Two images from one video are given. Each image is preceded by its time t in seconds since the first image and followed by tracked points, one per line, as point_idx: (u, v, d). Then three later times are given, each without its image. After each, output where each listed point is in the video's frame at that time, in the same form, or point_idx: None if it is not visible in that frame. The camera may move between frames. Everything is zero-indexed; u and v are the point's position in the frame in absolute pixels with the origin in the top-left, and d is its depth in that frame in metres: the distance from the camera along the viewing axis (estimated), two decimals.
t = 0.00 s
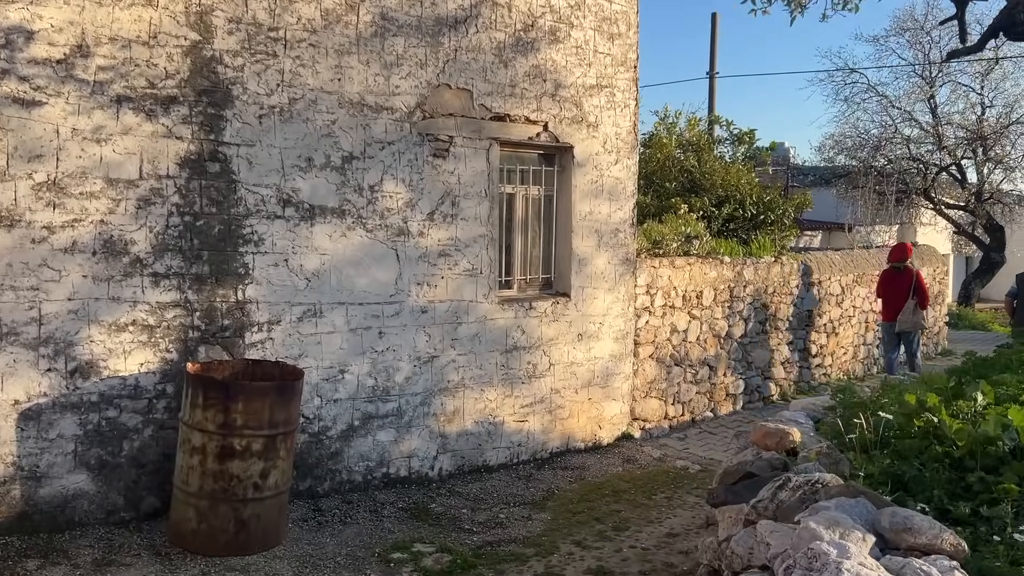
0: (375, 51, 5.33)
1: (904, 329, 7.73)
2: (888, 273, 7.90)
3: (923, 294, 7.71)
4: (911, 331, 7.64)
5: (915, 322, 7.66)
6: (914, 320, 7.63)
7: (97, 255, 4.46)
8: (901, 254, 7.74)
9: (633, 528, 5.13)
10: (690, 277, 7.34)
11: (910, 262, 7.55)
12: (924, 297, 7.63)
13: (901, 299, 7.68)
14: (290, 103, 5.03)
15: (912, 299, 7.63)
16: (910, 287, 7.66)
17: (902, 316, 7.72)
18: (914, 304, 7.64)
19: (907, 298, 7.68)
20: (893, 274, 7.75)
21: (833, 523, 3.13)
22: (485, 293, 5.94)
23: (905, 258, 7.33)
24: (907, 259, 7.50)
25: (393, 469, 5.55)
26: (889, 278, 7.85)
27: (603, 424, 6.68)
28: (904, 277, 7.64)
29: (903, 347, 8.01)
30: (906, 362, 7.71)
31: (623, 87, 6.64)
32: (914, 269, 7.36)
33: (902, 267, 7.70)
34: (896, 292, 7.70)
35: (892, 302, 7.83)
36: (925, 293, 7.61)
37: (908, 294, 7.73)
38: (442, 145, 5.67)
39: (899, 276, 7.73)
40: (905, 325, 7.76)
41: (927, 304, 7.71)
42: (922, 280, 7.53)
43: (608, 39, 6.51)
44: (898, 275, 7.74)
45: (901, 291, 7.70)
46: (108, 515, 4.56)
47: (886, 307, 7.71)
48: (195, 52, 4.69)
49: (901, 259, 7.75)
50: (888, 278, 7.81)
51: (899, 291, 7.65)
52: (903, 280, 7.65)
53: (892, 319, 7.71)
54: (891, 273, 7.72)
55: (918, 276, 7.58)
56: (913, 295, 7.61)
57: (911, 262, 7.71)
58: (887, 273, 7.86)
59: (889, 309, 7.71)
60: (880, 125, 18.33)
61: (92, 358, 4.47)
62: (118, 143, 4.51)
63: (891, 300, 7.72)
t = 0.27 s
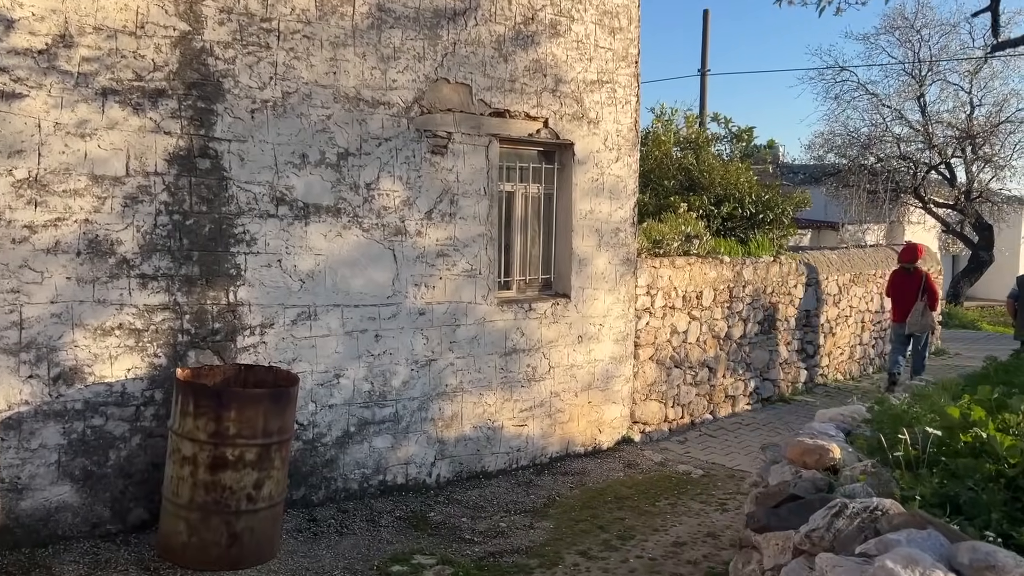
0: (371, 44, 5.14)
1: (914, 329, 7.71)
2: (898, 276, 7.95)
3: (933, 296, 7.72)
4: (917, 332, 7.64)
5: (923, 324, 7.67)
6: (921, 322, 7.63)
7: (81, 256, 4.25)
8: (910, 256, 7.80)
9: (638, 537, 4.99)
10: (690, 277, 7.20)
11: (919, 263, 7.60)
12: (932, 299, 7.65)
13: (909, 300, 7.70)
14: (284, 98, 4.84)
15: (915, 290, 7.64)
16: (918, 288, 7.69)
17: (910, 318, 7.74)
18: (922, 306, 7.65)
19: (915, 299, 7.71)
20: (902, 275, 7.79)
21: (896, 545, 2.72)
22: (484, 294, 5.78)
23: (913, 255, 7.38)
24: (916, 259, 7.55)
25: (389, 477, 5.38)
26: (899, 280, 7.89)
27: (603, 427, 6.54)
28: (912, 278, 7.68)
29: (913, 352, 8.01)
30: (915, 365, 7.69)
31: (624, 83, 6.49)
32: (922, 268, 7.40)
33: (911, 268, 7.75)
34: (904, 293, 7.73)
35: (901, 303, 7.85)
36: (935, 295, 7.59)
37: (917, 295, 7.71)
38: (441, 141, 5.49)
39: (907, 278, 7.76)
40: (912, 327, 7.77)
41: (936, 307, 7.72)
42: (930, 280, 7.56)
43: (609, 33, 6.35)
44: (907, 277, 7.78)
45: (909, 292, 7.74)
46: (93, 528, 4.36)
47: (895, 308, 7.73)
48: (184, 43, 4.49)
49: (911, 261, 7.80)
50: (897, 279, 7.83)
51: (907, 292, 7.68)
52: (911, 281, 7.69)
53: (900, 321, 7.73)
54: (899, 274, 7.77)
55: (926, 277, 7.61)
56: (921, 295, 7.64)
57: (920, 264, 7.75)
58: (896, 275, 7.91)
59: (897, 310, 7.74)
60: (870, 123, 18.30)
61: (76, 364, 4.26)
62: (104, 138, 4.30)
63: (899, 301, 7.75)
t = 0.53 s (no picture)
0: (356, 36, 4.99)
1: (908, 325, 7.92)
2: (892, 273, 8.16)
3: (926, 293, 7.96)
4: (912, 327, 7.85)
5: (917, 319, 7.88)
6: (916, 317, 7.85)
7: (54, 256, 4.07)
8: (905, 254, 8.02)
9: (631, 542, 4.89)
10: (680, 276, 7.11)
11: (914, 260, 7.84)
12: (925, 295, 7.87)
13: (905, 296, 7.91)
14: (265, 91, 4.67)
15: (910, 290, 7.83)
16: (912, 285, 7.92)
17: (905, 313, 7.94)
18: (917, 301, 7.88)
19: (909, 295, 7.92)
20: (897, 271, 8.01)
21: None
22: (472, 294, 5.65)
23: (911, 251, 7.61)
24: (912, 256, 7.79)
25: (375, 482, 5.24)
26: (893, 277, 8.10)
27: (592, 429, 6.44)
28: (907, 275, 7.91)
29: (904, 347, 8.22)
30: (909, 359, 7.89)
31: (614, 78, 6.38)
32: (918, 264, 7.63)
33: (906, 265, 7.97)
34: (899, 289, 7.94)
35: (895, 300, 8.05)
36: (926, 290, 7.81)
37: (909, 291, 7.94)
38: (428, 137, 5.35)
39: (902, 275, 7.98)
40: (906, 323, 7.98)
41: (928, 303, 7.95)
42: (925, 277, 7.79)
43: (598, 28, 6.24)
44: (901, 274, 8.00)
45: (903, 289, 7.95)
46: (68, 539, 4.18)
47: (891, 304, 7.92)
48: (162, 34, 4.31)
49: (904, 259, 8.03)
50: (891, 276, 8.05)
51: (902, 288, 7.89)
52: (906, 278, 7.91)
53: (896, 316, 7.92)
54: (894, 271, 7.98)
55: (920, 274, 7.85)
56: (916, 291, 7.85)
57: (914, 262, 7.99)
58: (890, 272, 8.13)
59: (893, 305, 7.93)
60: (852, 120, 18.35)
61: (49, 369, 4.08)
62: (77, 133, 4.11)
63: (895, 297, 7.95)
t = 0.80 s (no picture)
0: (331, 26, 4.86)
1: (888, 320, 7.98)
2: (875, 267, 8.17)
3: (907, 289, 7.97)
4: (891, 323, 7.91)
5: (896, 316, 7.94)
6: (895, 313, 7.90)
7: (16, 253, 3.91)
8: (888, 249, 8.00)
9: (615, 542, 4.81)
10: (660, 272, 7.05)
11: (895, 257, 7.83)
12: (906, 291, 7.89)
13: (884, 292, 7.95)
14: (237, 83, 4.53)
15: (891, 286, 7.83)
16: (893, 281, 7.93)
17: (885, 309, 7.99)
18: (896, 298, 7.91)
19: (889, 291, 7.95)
20: (879, 267, 8.01)
21: None
22: (452, 291, 5.54)
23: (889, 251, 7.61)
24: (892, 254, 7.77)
25: (353, 483, 5.12)
26: (876, 272, 8.11)
27: (574, 427, 6.36)
28: (888, 272, 7.91)
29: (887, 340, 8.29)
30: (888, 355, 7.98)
31: (594, 71, 6.30)
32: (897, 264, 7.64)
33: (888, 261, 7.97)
34: (880, 285, 7.97)
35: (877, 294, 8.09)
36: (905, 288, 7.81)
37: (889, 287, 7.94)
38: (405, 130, 5.23)
39: (884, 270, 7.99)
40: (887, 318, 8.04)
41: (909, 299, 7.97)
42: (905, 275, 7.79)
43: (578, 20, 6.15)
44: (883, 269, 8.01)
45: (884, 285, 7.97)
46: (33, 547, 4.03)
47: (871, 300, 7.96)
48: (129, 23, 4.16)
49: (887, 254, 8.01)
50: (875, 271, 8.05)
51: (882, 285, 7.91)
52: (887, 274, 7.91)
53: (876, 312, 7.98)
54: (876, 267, 7.98)
55: (901, 271, 7.84)
56: (895, 289, 7.88)
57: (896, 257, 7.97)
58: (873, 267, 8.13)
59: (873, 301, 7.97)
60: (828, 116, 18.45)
61: (11, 370, 3.92)
62: (39, 125, 3.95)
63: (876, 293, 7.99)
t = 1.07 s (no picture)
0: (300, 13, 4.73)
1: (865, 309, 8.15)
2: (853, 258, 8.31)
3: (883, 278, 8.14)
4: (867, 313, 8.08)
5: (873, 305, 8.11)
6: (871, 303, 8.07)
7: None
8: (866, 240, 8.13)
9: (593, 536, 4.75)
10: (636, 265, 7.01)
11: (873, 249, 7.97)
12: (882, 281, 8.06)
13: (861, 283, 8.11)
14: (203, 69, 4.39)
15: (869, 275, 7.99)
16: (870, 271, 8.09)
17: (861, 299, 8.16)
18: (873, 289, 8.08)
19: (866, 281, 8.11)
20: (857, 258, 8.15)
21: None
22: (426, 284, 5.45)
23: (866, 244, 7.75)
24: (870, 245, 7.91)
25: (326, 481, 5.01)
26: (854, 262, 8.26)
27: (550, 421, 6.30)
28: (865, 262, 8.06)
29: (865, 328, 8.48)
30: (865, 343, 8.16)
31: (569, 61, 6.23)
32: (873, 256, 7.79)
33: (865, 252, 8.11)
34: (857, 275, 8.13)
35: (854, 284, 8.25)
36: (883, 278, 8.01)
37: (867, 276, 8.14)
38: (377, 120, 5.12)
39: (861, 260, 8.13)
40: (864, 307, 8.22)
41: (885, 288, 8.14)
42: (881, 266, 7.94)
43: (552, 9, 6.07)
44: (860, 259, 8.16)
45: (861, 275, 8.13)
46: None
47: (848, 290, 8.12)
48: (88, 6, 4.00)
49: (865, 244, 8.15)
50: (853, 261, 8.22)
51: (860, 275, 8.07)
52: (864, 265, 8.06)
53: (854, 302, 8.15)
54: (853, 257, 8.12)
55: (878, 262, 8.00)
56: (872, 279, 8.04)
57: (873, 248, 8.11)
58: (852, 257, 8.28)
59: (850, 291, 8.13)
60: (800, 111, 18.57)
61: None
62: None
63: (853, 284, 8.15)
